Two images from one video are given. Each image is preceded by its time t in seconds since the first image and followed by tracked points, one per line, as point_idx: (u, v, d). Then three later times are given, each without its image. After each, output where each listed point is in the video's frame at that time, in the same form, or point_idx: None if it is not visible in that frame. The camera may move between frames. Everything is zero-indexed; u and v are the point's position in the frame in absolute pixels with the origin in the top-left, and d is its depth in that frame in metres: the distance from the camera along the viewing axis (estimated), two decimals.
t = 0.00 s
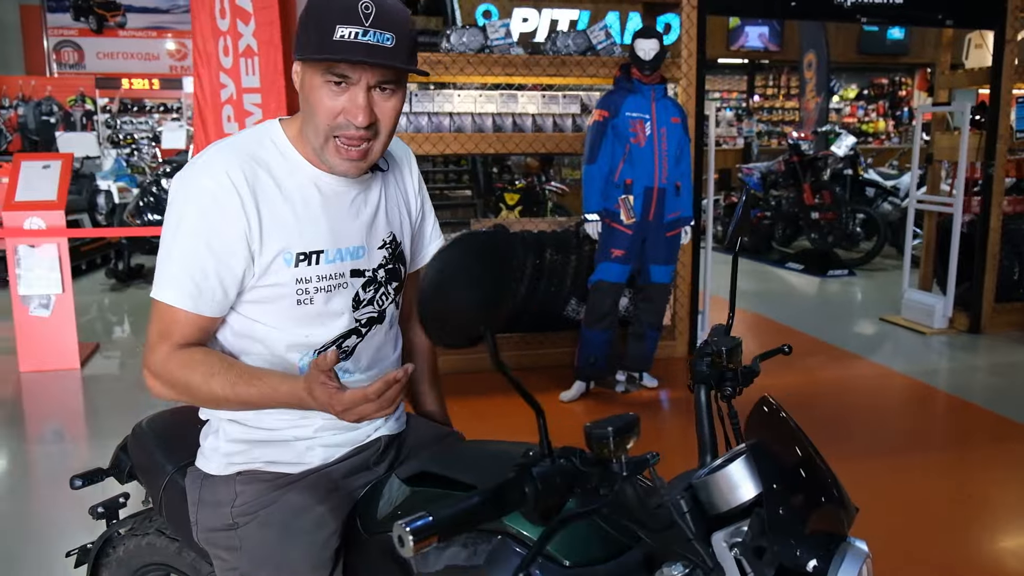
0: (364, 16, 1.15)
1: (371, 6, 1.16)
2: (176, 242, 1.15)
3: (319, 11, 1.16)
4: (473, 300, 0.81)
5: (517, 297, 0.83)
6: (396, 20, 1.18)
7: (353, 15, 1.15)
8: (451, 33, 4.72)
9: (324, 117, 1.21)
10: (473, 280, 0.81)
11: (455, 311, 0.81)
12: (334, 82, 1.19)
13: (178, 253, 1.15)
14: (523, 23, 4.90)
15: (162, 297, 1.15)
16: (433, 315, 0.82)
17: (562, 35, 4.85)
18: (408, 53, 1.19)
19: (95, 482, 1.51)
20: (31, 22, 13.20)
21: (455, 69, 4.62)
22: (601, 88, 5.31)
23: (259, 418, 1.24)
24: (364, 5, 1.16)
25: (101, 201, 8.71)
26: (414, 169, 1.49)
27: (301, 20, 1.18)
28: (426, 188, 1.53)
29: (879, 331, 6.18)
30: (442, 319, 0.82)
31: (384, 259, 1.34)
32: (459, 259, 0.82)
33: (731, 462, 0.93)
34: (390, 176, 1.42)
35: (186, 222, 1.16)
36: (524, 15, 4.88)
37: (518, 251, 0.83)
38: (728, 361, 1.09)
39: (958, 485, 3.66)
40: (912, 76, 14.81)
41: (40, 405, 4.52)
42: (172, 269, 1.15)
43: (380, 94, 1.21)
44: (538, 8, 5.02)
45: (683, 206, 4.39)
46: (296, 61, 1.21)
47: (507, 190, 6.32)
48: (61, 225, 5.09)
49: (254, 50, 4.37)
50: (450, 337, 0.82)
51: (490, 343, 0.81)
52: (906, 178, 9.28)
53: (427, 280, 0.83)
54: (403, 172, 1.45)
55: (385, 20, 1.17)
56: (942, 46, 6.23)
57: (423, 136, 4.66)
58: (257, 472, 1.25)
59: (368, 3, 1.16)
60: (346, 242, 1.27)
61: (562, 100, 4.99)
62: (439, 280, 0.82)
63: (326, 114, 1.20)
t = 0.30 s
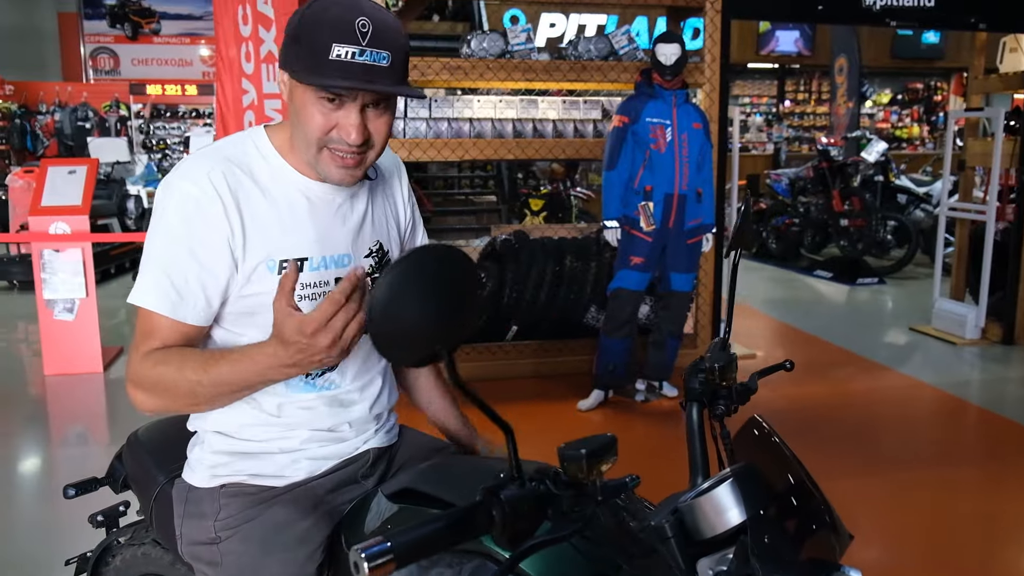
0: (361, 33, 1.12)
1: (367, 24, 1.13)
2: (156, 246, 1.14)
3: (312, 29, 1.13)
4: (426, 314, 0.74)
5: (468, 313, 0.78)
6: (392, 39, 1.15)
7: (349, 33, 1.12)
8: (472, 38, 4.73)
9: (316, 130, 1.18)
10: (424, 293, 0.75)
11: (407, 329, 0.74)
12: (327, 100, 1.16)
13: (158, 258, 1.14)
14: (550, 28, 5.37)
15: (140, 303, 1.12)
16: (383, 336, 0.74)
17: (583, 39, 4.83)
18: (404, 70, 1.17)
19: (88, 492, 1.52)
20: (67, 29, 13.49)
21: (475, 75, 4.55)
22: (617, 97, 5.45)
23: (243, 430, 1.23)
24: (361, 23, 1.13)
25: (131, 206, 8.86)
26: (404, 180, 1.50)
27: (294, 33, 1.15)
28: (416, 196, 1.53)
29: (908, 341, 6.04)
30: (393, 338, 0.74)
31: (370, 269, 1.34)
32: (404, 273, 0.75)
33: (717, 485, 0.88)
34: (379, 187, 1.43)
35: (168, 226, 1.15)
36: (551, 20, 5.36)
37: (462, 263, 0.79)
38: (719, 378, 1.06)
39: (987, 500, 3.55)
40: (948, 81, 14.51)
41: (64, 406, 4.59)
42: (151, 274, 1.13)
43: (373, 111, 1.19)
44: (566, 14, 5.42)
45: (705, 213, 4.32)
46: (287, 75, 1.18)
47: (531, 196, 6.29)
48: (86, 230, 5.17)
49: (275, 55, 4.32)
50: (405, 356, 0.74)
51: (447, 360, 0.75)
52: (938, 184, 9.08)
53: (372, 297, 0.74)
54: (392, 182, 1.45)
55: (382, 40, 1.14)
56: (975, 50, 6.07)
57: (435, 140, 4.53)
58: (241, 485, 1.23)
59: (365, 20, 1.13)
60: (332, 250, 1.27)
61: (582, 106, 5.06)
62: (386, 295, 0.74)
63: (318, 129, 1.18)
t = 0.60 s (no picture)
0: (344, 33, 1.14)
1: (351, 24, 1.15)
2: (155, 260, 1.16)
3: (296, 33, 1.15)
4: (401, 329, 0.75)
5: (444, 329, 0.79)
6: (376, 36, 1.17)
7: (333, 33, 1.14)
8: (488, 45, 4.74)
9: (312, 133, 1.20)
10: (399, 308, 0.76)
11: (382, 345, 0.75)
12: (317, 101, 1.18)
13: (156, 272, 1.16)
14: (568, 34, 5.29)
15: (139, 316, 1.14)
16: (357, 351, 0.75)
17: (597, 47, 4.83)
18: (391, 65, 1.18)
19: (93, 499, 1.54)
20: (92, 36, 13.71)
21: (488, 82, 4.58)
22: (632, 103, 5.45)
23: (242, 438, 1.24)
24: (345, 22, 1.15)
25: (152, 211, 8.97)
26: (402, 188, 1.51)
27: (280, 38, 1.18)
28: (414, 203, 1.54)
29: (926, 349, 5.97)
30: (368, 353, 0.75)
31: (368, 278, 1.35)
32: (378, 287, 0.75)
33: (702, 498, 0.89)
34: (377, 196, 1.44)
35: (167, 239, 1.17)
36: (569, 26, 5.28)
37: (443, 281, 0.80)
38: (712, 390, 1.07)
39: (1006, 509, 3.50)
40: (970, 86, 14.35)
41: (82, 412, 4.65)
42: (151, 286, 1.15)
43: (365, 109, 1.20)
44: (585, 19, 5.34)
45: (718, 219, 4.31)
46: (275, 79, 1.21)
47: (548, 202, 6.31)
48: (104, 237, 5.24)
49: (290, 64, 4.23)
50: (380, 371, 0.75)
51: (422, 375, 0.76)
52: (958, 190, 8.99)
53: (346, 311, 0.74)
54: (389, 191, 1.47)
55: (366, 36, 1.16)
56: (995, 56, 6.00)
57: (448, 148, 4.56)
58: (239, 492, 1.24)
59: (348, 19, 1.15)
60: (328, 259, 1.28)
61: (596, 112, 5.02)
62: (361, 309, 0.74)
63: (314, 131, 1.20)
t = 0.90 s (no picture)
0: (310, 32, 1.20)
1: (317, 23, 1.20)
2: (150, 260, 1.19)
3: (266, 36, 1.20)
4: (379, 320, 0.83)
5: (422, 324, 0.87)
6: (343, 33, 1.22)
7: (299, 32, 1.20)
8: (485, 50, 4.82)
9: (290, 133, 1.25)
10: (378, 301, 0.84)
11: (362, 334, 0.83)
12: (291, 98, 1.23)
13: (151, 271, 1.19)
14: (568, 39, 5.42)
15: (136, 314, 1.17)
16: (338, 338, 0.83)
17: (594, 52, 4.88)
18: (360, 59, 1.23)
19: (90, 494, 1.57)
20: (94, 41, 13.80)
21: (484, 88, 4.59)
22: (628, 108, 5.51)
23: (234, 432, 1.28)
24: (311, 21, 1.20)
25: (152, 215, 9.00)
26: (388, 189, 1.55)
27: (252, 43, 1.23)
28: (400, 203, 1.57)
29: (921, 352, 6.01)
30: (349, 343, 0.84)
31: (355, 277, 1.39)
32: (361, 282, 0.84)
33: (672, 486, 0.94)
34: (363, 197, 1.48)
35: (161, 239, 1.20)
36: (569, 31, 5.39)
37: (426, 282, 0.89)
38: (687, 384, 1.11)
39: (1001, 510, 3.53)
40: (969, 92, 14.39)
41: (82, 414, 4.69)
42: (145, 285, 1.18)
43: (339, 102, 1.25)
44: (585, 24, 5.47)
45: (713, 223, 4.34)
46: (252, 83, 1.26)
47: (547, 207, 6.36)
48: (104, 240, 5.29)
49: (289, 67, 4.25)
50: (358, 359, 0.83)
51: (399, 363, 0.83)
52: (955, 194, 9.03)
53: (328, 304, 0.83)
54: (374, 192, 1.51)
55: (333, 33, 1.21)
56: (990, 61, 6.05)
57: (445, 152, 4.60)
58: (229, 484, 1.28)
59: (314, 20, 1.20)
60: (314, 261, 1.32)
61: (591, 117, 5.08)
62: (343, 300, 0.83)
63: (292, 131, 1.24)
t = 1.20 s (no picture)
0: (298, 47, 1.25)
1: (305, 39, 1.25)
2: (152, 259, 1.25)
3: (255, 52, 1.25)
4: (362, 310, 0.91)
5: (402, 315, 0.94)
6: (329, 45, 1.27)
7: (288, 49, 1.24)
8: (483, 53, 4.85)
9: (280, 141, 1.31)
10: (360, 293, 0.91)
11: (346, 324, 0.90)
12: (281, 110, 1.29)
13: (153, 269, 1.25)
14: (567, 43, 5.49)
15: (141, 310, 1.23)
16: (322, 328, 0.90)
17: (589, 56, 4.94)
18: (346, 71, 1.29)
19: (93, 484, 1.62)
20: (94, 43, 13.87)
21: (481, 91, 4.65)
22: (623, 111, 5.58)
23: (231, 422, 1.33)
24: (299, 37, 1.25)
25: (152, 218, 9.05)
26: (378, 189, 1.60)
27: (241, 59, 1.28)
28: (390, 203, 1.63)
29: (913, 353, 6.06)
30: (336, 333, 0.91)
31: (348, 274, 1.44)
32: (345, 276, 0.92)
33: (644, 470, 0.99)
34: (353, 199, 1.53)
35: (162, 238, 1.26)
36: (568, 35, 5.46)
37: (404, 275, 0.96)
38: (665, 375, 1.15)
39: (992, 507, 3.59)
40: (966, 95, 14.45)
41: (82, 413, 4.74)
42: (150, 283, 1.24)
43: (327, 114, 1.32)
44: (582, 27, 5.53)
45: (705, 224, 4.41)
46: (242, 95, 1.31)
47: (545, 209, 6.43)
48: (105, 241, 5.35)
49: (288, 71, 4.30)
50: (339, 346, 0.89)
51: (381, 351, 0.90)
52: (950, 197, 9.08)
53: (314, 295, 0.91)
54: (364, 193, 1.56)
55: (320, 48, 1.26)
56: (981, 65, 6.12)
57: (442, 154, 4.66)
58: (227, 472, 1.33)
59: (301, 35, 1.25)
60: (309, 258, 1.38)
61: (587, 120, 5.15)
62: (327, 292, 0.91)
63: (282, 139, 1.30)
